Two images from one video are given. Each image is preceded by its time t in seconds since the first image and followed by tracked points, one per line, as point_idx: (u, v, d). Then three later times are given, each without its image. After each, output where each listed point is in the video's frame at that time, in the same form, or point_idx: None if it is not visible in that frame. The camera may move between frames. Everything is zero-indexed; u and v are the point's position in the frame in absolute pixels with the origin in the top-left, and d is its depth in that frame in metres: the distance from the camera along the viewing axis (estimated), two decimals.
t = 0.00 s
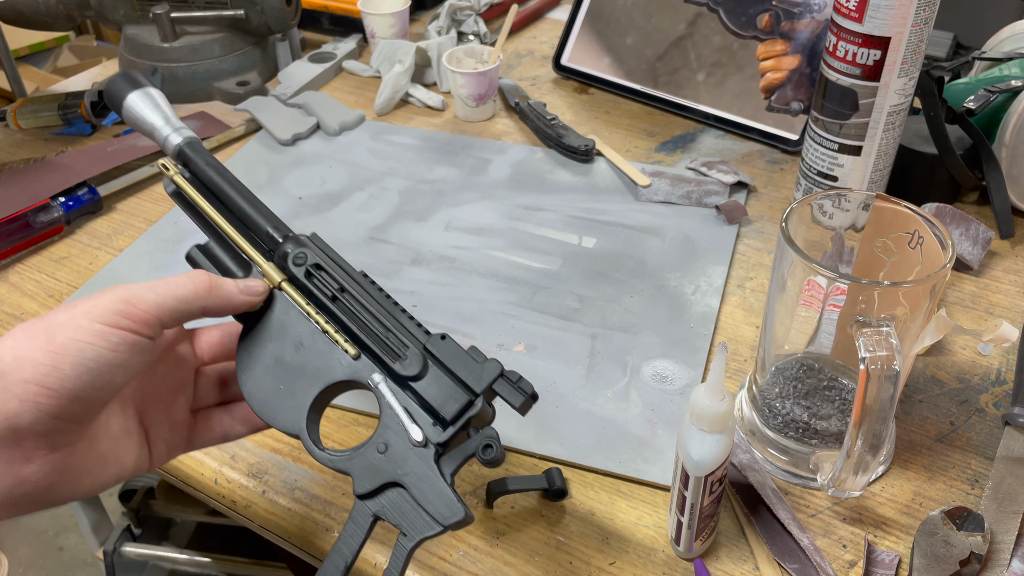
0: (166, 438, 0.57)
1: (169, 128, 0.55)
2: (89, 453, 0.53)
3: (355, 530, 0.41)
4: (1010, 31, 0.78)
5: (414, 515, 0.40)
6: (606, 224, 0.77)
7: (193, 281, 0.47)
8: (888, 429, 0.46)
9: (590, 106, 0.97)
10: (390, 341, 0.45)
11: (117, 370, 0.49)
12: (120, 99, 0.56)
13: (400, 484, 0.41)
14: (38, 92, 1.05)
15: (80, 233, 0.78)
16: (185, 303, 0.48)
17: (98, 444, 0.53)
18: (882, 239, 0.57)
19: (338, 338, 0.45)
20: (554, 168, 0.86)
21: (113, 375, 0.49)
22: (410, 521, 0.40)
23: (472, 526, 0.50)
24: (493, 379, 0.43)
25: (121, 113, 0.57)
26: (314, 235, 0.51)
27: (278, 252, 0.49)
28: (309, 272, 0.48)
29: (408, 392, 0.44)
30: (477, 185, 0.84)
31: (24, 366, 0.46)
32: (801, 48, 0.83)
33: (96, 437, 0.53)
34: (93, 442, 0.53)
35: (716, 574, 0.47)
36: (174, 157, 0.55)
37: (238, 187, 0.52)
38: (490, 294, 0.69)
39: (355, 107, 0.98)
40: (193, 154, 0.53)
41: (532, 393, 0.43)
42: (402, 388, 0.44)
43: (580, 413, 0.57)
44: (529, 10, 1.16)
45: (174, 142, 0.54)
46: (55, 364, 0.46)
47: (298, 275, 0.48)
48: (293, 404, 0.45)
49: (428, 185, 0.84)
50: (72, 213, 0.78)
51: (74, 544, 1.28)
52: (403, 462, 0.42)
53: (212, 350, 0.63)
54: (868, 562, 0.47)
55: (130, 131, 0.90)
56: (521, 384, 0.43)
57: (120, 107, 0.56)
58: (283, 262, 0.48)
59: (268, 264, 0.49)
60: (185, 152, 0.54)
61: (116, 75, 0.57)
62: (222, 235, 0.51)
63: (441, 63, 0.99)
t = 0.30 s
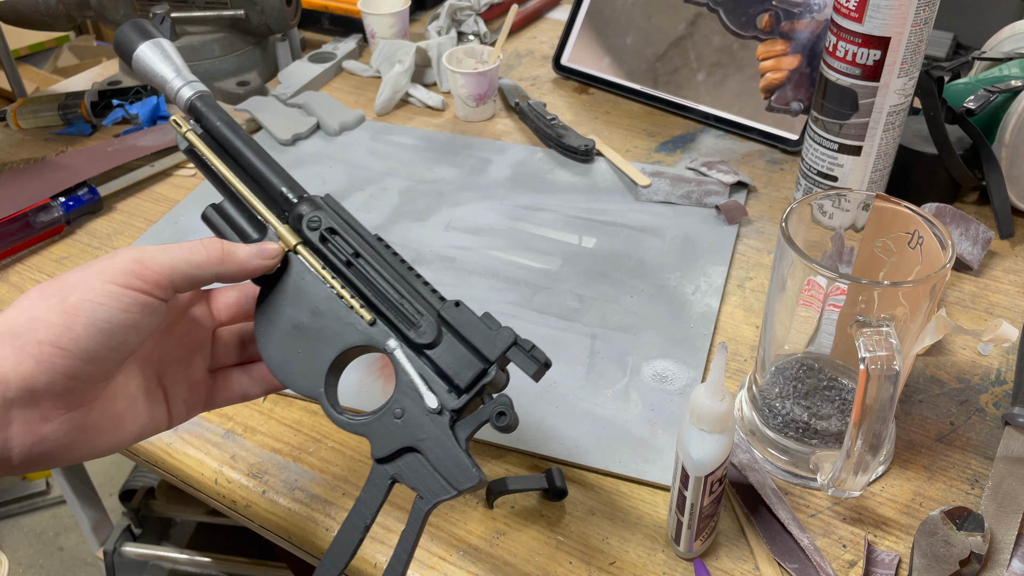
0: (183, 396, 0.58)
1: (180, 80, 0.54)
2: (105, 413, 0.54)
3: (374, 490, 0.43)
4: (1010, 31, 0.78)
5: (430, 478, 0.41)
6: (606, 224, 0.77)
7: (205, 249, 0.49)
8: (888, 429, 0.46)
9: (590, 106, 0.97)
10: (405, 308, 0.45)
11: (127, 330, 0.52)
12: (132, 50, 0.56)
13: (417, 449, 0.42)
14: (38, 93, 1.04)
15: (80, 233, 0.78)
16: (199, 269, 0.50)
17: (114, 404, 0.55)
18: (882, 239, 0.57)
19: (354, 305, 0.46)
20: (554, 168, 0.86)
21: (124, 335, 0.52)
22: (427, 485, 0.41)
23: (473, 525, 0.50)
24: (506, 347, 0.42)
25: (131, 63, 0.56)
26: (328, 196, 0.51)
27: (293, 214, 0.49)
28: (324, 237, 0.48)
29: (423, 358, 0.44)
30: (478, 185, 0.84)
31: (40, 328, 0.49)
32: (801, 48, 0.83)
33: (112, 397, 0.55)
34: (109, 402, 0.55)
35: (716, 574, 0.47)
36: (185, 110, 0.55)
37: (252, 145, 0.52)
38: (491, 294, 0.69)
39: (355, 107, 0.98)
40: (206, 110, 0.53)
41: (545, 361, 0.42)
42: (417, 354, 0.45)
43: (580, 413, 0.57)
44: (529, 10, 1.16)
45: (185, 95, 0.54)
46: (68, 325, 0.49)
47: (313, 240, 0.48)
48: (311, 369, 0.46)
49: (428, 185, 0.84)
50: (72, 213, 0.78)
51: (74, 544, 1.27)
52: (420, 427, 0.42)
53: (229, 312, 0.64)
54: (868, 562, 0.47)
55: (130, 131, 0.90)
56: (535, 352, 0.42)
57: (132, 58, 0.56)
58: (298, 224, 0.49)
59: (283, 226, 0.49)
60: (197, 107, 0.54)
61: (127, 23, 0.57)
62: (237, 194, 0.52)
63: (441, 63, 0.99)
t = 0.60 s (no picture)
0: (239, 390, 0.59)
1: (231, 78, 0.56)
2: (165, 404, 0.55)
3: (432, 484, 0.42)
4: (1010, 31, 0.78)
5: (488, 472, 0.41)
6: (606, 224, 0.77)
7: (263, 241, 0.51)
8: (888, 429, 0.46)
9: (590, 106, 0.97)
10: (461, 302, 0.45)
11: (188, 321, 0.53)
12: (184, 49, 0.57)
13: (475, 443, 0.42)
14: (37, 92, 1.05)
15: (80, 233, 0.78)
16: (257, 262, 0.51)
17: (174, 396, 0.56)
18: (882, 239, 0.57)
19: (409, 299, 0.46)
20: (554, 168, 0.86)
21: (184, 326, 0.53)
22: (485, 478, 0.41)
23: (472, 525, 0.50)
24: (564, 341, 0.42)
25: (183, 63, 0.58)
26: (381, 192, 0.52)
27: (347, 210, 0.50)
28: (379, 232, 0.49)
29: (480, 352, 0.44)
30: (478, 185, 0.84)
31: (103, 318, 0.50)
32: (801, 48, 0.83)
33: (172, 389, 0.56)
34: (169, 394, 0.56)
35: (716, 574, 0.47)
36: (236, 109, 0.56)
37: (304, 143, 0.53)
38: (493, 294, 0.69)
39: (355, 108, 0.98)
40: (258, 108, 0.54)
41: (602, 354, 0.42)
42: (474, 348, 0.45)
43: (580, 413, 0.57)
44: (529, 10, 1.16)
45: (236, 93, 0.55)
46: (130, 315, 0.50)
47: (368, 235, 0.49)
48: (368, 362, 0.46)
49: (428, 184, 0.84)
50: (72, 213, 0.78)
51: (74, 544, 1.27)
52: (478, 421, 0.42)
53: (283, 307, 0.65)
54: (868, 562, 0.47)
55: (130, 131, 0.90)
56: (593, 345, 0.42)
57: (184, 58, 0.57)
58: (352, 221, 0.50)
59: (337, 222, 0.50)
60: (248, 105, 0.54)
61: (177, 24, 0.58)
62: (290, 190, 0.53)
63: (441, 63, 0.99)
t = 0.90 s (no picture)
0: (231, 389, 0.59)
1: (227, 74, 0.55)
2: (155, 402, 0.55)
3: (422, 485, 0.43)
4: (1010, 31, 0.78)
5: (478, 474, 0.41)
6: (606, 224, 0.77)
7: (255, 239, 0.50)
8: (888, 429, 0.46)
9: (590, 106, 0.97)
10: (453, 301, 0.45)
11: (178, 319, 0.53)
12: (180, 45, 0.57)
13: (466, 443, 0.42)
14: (38, 93, 1.04)
15: (80, 233, 0.78)
16: (249, 258, 0.51)
17: (164, 394, 0.56)
18: (882, 239, 0.57)
19: (402, 297, 0.46)
20: (554, 168, 0.86)
21: (174, 324, 0.53)
22: (475, 480, 0.41)
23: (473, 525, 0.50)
24: (557, 341, 0.42)
25: (181, 60, 0.57)
26: (376, 188, 0.52)
27: (341, 206, 0.50)
28: (372, 229, 0.49)
29: (472, 351, 0.45)
30: (478, 185, 0.84)
31: (91, 316, 0.50)
32: (801, 48, 0.83)
33: (162, 388, 0.56)
34: (160, 392, 0.56)
35: (716, 574, 0.47)
36: (233, 105, 0.55)
37: (301, 138, 0.53)
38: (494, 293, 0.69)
39: (355, 107, 0.98)
40: (254, 104, 0.54)
41: (596, 354, 0.42)
42: (466, 347, 0.45)
43: (580, 413, 0.57)
44: (529, 10, 1.16)
45: (235, 89, 0.55)
46: (119, 312, 0.50)
47: (361, 232, 0.49)
48: (359, 361, 0.46)
49: (428, 184, 0.84)
50: (72, 213, 0.78)
51: (74, 544, 1.27)
52: (468, 421, 0.42)
53: (276, 305, 0.65)
54: (868, 562, 0.47)
55: (130, 131, 0.90)
56: (586, 345, 0.42)
57: (181, 54, 0.57)
58: (345, 217, 0.50)
59: (331, 218, 0.50)
60: (245, 101, 0.54)
61: (174, 19, 0.57)
62: (285, 186, 0.53)
63: (441, 63, 0.99)
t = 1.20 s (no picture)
0: (212, 367, 0.61)
1: (207, 57, 0.55)
2: (137, 379, 0.56)
3: (400, 460, 0.43)
4: (1009, 31, 0.78)
5: (455, 449, 0.41)
6: (606, 224, 0.77)
7: (235, 219, 0.50)
8: (888, 429, 0.46)
9: (590, 106, 0.97)
10: (431, 281, 0.45)
11: (159, 297, 0.53)
12: (159, 25, 0.56)
13: (443, 420, 0.42)
14: (38, 93, 1.04)
15: (80, 233, 0.78)
16: (230, 239, 0.51)
17: (146, 371, 0.57)
18: (882, 239, 0.57)
19: (380, 277, 0.46)
20: (554, 168, 0.86)
21: (155, 302, 0.53)
22: (452, 454, 0.41)
23: (472, 525, 0.50)
24: (532, 320, 0.42)
25: (160, 40, 0.57)
26: (356, 170, 0.51)
27: (321, 188, 0.50)
28: (352, 211, 0.48)
29: (449, 330, 0.45)
30: (478, 185, 0.84)
31: (74, 293, 0.50)
32: (801, 48, 0.83)
33: (144, 364, 0.57)
34: (141, 369, 0.57)
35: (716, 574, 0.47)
36: (212, 87, 0.55)
37: (280, 121, 0.52)
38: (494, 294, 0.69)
39: (355, 107, 0.98)
40: (234, 86, 0.53)
41: (571, 334, 0.42)
42: (444, 326, 0.45)
43: (580, 413, 0.57)
44: (529, 10, 1.16)
45: (214, 72, 0.54)
46: (101, 290, 0.50)
47: (341, 214, 0.48)
48: (338, 340, 0.46)
49: (428, 184, 0.84)
50: (72, 214, 0.78)
51: (74, 544, 1.27)
52: (445, 398, 0.42)
53: (256, 286, 0.67)
54: (868, 562, 0.47)
55: (130, 131, 0.90)
56: (560, 325, 0.42)
57: (159, 35, 0.56)
58: (325, 199, 0.49)
59: (311, 201, 0.50)
60: (225, 83, 0.54)
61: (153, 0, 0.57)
62: (266, 169, 0.52)
63: (441, 63, 0.99)
